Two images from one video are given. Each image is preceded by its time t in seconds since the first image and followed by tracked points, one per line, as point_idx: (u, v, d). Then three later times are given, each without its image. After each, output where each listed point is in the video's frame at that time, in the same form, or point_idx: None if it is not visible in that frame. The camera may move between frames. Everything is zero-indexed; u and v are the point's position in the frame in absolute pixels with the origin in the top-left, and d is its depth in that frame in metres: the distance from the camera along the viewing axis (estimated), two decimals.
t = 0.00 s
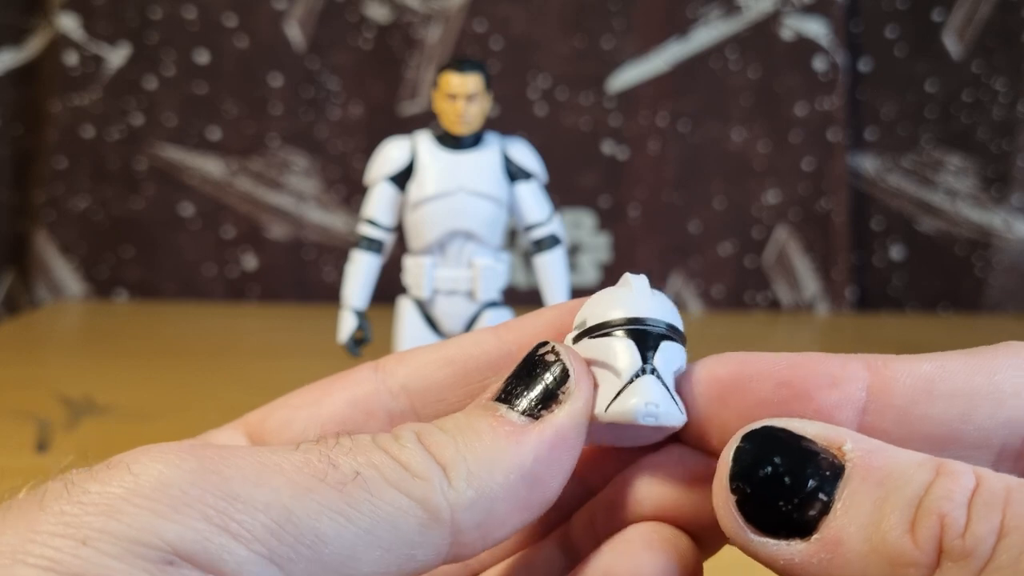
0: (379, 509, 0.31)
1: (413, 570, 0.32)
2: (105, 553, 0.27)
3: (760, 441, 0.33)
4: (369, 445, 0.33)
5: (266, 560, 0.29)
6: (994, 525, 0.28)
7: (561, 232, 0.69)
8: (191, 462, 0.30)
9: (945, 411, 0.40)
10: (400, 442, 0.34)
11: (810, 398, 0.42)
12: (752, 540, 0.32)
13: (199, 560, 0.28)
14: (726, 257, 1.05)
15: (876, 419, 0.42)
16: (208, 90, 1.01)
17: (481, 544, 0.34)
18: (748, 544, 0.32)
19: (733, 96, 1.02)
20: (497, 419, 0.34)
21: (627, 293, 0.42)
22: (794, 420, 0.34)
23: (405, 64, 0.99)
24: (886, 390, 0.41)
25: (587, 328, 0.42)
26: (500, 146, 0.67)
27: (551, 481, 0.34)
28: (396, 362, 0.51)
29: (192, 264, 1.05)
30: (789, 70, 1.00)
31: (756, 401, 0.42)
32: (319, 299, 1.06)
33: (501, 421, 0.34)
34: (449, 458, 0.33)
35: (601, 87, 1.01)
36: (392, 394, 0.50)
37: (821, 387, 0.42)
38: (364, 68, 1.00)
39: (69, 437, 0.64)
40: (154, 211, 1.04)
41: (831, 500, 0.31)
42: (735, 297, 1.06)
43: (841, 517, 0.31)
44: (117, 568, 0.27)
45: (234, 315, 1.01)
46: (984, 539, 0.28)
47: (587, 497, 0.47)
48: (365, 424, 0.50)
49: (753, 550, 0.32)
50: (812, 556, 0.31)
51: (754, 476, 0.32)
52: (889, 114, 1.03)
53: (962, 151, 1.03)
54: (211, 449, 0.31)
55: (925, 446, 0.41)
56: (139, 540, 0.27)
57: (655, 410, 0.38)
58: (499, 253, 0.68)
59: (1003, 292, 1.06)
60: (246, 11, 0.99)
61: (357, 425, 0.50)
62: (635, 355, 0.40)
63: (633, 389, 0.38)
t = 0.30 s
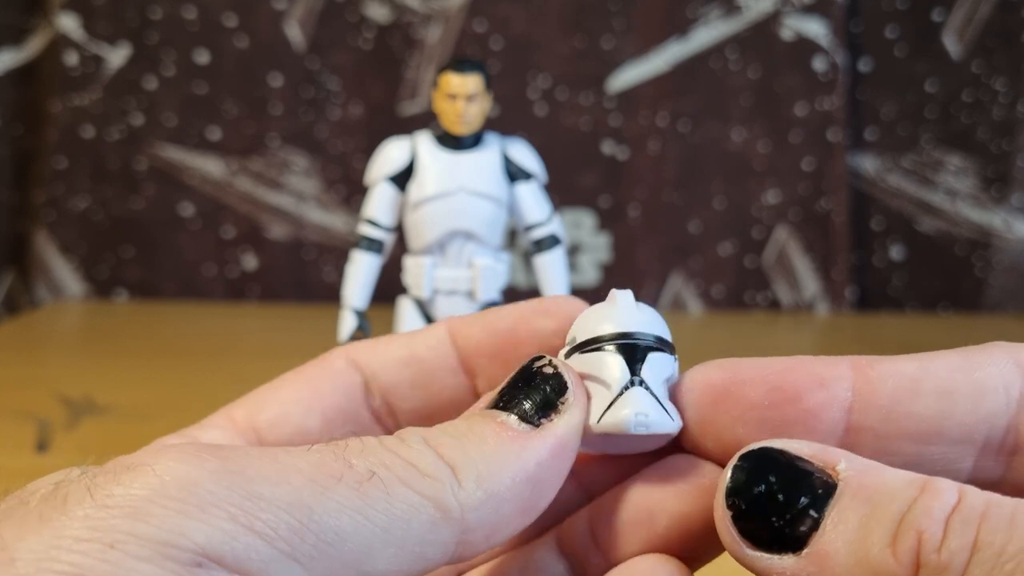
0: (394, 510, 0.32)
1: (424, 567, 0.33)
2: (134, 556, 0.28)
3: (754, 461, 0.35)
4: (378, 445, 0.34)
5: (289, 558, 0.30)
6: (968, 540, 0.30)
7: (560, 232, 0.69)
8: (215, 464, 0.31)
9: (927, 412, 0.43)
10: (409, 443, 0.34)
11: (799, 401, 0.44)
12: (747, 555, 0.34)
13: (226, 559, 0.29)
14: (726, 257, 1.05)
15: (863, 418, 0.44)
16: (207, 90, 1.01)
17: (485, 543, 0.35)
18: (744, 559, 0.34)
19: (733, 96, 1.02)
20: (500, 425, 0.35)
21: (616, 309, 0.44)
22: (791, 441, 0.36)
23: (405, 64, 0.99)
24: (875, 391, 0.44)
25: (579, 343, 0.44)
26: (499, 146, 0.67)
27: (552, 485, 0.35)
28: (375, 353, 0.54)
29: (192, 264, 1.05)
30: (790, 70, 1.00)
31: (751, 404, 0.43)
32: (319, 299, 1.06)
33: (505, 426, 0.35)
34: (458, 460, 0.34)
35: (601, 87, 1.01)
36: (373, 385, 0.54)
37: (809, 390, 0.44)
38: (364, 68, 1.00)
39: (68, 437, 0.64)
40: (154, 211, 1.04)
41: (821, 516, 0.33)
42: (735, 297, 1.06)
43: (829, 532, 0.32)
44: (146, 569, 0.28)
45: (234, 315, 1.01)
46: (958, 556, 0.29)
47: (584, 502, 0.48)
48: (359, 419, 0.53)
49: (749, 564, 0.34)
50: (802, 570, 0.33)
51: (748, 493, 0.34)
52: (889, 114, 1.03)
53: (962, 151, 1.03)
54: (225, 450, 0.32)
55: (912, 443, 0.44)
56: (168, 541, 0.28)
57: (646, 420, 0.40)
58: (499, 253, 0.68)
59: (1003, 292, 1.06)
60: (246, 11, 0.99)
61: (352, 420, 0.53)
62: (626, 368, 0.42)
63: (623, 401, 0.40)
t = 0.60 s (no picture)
0: (460, 555, 0.33)
1: None
2: None
3: (722, 456, 0.37)
4: (431, 482, 0.35)
5: None
6: (933, 543, 0.32)
7: (561, 232, 0.69)
8: (296, 513, 0.31)
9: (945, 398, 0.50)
10: (462, 480, 0.36)
11: (829, 401, 0.51)
12: (716, 547, 0.37)
13: None
14: (726, 257, 1.06)
15: (885, 407, 0.51)
16: (208, 90, 1.01)
17: None
18: (712, 548, 0.37)
19: (733, 97, 1.02)
20: (540, 464, 0.38)
21: (646, 352, 0.45)
22: (758, 431, 0.38)
23: (405, 64, 0.99)
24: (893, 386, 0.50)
25: (608, 385, 0.45)
26: (499, 147, 0.67)
27: (577, 523, 0.39)
28: (377, 365, 0.51)
29: (193, 264, 1.05)
30: (789, 70, 1.00)
31: (782, 410, 0.50)
32: (320, 298, 1.06)
33: (547, 467, 0.38)
34: (510, 501, 0.36)
35: (601, 87, 1.01)
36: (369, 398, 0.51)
37: (837, 391, 0.51)
38: (365, 68, 1.00)
39: (68, 437, 0.64)
40: (155, 211, 1.04)
41: (790, 511, 0.35)
42: (734, 297, 1.07)
43: (797, 528, 0.35)
44: None
45: (234, 315, 1.01)
46: (922, 556, 0.32)
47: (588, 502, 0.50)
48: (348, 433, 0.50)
49: (716, 553, 0.37)
50: (771, 563, 0.36)
51: (718, 486, 0.36)
52: (888, 114, 1.03)
53: (960, 151, 1.03)
54: (292, 493, 0.32)
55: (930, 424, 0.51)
56: None
57: (674, 471, 0.44)
58: (498, 253, 0.68)
59: (1002, 292, 1.06)
60: (247, 12, 0.99)
61: (341, 432, 0.50)
62: (656, 419, 0.44)
63: (653, 456, 0.43)
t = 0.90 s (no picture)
0: None
1: None
2: None
3: (705, 467, 0.38)
4: (459, 509, 0.34)
5: None
6: (913, 545, 0.32)
7: (560, 232, 0.70)
8: (340, 560, 0.29)
9: (908, 394, 0.51)
10: (489, 504, 0.35)
11: (793, 388, 0.53)
12: (705, 556, 0.37)
13: None
14: (725, 257, 1.06)
15: (847, 402, 0.52)
16: (209, 90, 1.01)
17: None
18: (701, 559, 0.37)
19: (732, 97, 1.02)
20: (561, 484, 0.37)
21: (654, 369, 0.45)
22: (742, 440, 0.38)
23: (406, 64, 1.00)
24: (858, 378, 0.52)
25: (616, 401, 0.45)
26: (499, 147, 0.68)
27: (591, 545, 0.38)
28: (353, 405, 0.49)
29: (194, 264, 1.06)
30: (788, 71, 1.01)
31: (746, 392, 0.52)
32: (320, 299, 1.07)
33: (568, 487, 0.37)
34: (536, 527, 0.35)
35: (601, 88, 1.01)
36: (334, 439, 0.49)
37: (802, 377, 0.53)
38: (365, 68, 1.00)
39: (69, 436, 0.65)
40: (156, 211, 1.04)
41: (773, 518, 0.35)
42: (733, 296, 1.07)
43: (781, 535, 0.35)
44: None
45: (235, 314, 1.01)
46: (903, 557, 0.32)
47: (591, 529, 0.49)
48: (309, 476, 0.48)
49: (707, 563, 0.37)
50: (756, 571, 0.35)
51: (702, 498, 0.37)
52: (887, 114, 1.03)
53: (959, 151, 1.03)
54: (323, 529, 0.31)
55: (892, 424, 0.52)
56: None
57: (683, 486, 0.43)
58: (499, 253, 0.68)
59: (1000, 292, 1.07)
60: (247, 12, 1.00)
61: (300, 472, 0.48)
62: (666, 431, 0.44)
63: (663, 467, 0.43)
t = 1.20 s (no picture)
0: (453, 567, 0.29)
1: None
2: None
3: (737, 420, 0.35)
4: (423, 483, 0.30)
5: None
6: (936, 515, 0.31)
7: (560, 233, 0.70)
8: (258, 540, 0.26)
9: (900, 413, 0.46)
10: (462, 481, 0.30)
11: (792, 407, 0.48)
12: (723, 510, 0.35)
13: None
14: (723, 257, 1.07)
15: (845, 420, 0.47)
16: (212, 92, 1.02)
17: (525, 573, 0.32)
18: (717, 511, 0.35)
19: (730, 99, 1.03)
20: (558, 456, 0.32)
21: (655, 364, 0.39)
22: (772, 403, 0.36)
23: (408, 66, 1.01)
24: (847, 397, 0.47)
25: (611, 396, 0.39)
26: (500, 149, 0.69)
27: (604, 516, 0.33)
28: (374, 412, 0.44)
29: (198, 264, 1.07)
30: (785, 73, 1.02)
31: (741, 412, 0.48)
32: (323, 298, 1.08)
33: (566, 458, 0.32)
34: (520, 503, 0.30)
35: (600, 90, 1.03)
36: (355, 443, 0.44)
37: (800, 395, 0.48)
38: (367, 70, 1.01)
39: (74, 434, 0.65)
40: (160, 211, 1.06)
41: (800, 481, 0.33)
42: (731, 296, 1.08)
43: (807, 496, 0.33)
44: None
45: (238, 314, 1.02)
46: (925, 528, 0.31)
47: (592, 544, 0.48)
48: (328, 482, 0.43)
49: (721, 517, 0.35)
50: (775, 527, 0.33)
51: (732, 449, 0.34)
52: (883, 115, 1.04)
53: (955, 152, 1.05)
54: (255, 512, 0.28)
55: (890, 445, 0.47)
56: None
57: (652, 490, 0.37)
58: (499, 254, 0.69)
59: (996, 291, 1.08)
60: (250, 15, 1.01)
61: (317, 480, 0.43)
62: (653, 435, 0.37)
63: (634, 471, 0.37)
